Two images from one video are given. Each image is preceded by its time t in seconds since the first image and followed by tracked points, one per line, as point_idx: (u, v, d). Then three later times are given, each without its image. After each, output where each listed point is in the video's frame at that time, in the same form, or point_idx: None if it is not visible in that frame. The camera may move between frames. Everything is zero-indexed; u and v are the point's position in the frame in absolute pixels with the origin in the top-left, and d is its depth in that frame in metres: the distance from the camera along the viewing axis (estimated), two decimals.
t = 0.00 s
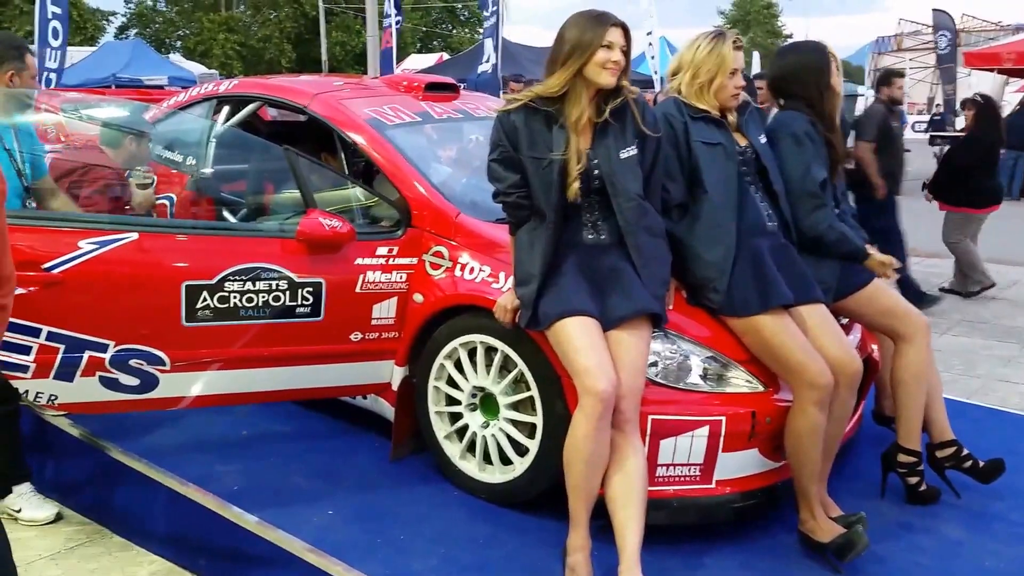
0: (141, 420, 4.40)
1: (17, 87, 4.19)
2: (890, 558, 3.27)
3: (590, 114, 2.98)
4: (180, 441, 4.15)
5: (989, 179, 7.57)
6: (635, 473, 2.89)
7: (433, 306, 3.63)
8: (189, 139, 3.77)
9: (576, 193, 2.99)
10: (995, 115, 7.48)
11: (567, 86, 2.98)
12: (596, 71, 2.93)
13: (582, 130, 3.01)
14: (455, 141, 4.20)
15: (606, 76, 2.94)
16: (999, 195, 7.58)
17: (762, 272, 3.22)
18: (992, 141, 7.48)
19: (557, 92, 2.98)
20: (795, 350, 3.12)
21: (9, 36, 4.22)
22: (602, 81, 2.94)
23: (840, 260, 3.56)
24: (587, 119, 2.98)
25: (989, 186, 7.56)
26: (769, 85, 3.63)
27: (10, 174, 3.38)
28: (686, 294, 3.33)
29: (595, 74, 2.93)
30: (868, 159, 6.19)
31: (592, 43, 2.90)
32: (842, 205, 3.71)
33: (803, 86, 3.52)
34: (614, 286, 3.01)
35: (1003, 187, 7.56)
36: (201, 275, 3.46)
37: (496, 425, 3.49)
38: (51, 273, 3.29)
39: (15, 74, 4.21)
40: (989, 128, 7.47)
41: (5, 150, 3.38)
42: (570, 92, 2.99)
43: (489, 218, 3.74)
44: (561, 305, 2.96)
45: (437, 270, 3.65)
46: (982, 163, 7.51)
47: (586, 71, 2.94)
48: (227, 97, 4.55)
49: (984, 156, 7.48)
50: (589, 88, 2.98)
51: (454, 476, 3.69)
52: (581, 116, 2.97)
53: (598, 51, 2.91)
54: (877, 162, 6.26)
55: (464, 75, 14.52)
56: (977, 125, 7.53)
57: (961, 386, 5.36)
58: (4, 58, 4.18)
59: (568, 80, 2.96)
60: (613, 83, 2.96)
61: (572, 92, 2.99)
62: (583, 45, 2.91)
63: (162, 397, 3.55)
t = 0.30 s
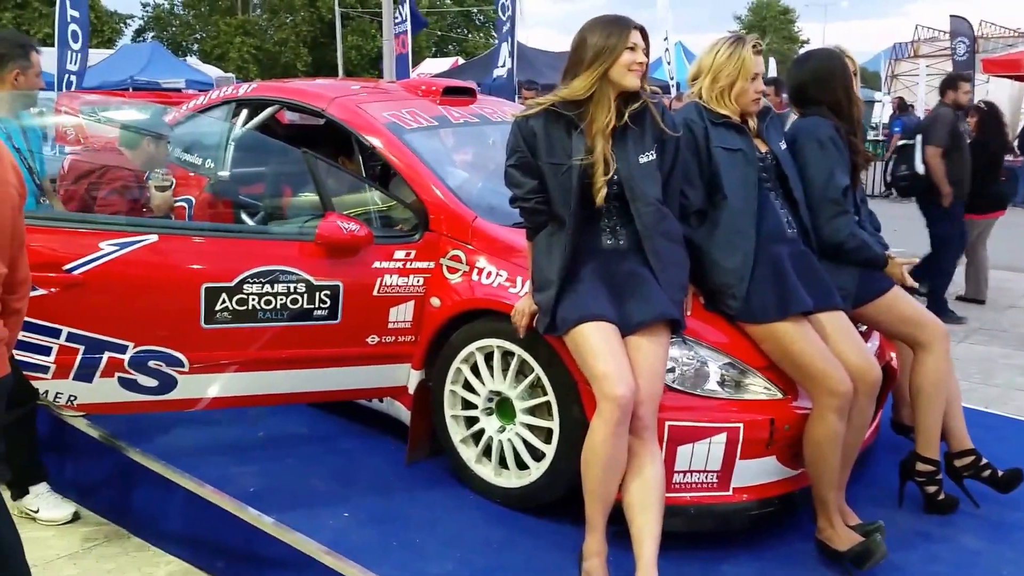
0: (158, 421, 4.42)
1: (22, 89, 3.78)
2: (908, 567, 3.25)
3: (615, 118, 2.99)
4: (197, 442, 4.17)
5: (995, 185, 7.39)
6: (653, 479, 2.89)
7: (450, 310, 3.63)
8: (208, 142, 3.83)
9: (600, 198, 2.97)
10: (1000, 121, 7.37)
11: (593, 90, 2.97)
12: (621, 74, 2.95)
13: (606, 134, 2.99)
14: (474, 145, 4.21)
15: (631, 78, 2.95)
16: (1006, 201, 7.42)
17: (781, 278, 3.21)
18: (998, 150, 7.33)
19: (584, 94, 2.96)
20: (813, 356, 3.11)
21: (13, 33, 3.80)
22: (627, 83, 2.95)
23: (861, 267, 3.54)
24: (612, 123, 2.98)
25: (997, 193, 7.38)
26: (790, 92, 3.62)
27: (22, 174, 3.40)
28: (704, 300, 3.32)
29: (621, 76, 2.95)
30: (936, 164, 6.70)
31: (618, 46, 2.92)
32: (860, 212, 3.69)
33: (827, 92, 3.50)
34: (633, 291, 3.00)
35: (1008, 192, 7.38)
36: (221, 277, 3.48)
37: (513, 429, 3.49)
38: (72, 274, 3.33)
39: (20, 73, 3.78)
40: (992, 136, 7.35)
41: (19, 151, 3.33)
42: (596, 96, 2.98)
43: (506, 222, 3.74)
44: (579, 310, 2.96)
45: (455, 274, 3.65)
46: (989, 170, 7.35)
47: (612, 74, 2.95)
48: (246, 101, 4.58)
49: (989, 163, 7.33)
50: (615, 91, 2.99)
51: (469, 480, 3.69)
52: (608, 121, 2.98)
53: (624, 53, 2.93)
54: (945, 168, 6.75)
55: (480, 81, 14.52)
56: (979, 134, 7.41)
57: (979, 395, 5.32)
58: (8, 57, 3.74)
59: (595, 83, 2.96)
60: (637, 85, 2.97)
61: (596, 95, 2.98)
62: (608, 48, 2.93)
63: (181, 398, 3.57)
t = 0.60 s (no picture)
0: (176, 422, 4.45)
1: (25, 90, 3.81)
2: None
3: (633, 126, 3.00)
4: (214, 444, 4.19)
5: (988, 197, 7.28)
6: (670, 485, 2.89)
7: (467, 315, 3.63)
8: (227, 146, 3.87)
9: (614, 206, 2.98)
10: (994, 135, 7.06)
11: (614, 99, 2.97)
12: (642, 81, 2.95)
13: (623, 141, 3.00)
14: (490, 150, 4.23)
15: (653, 86, 2.96)
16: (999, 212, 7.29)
17: (799, 286, 3.21)
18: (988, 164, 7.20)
19: (603, 102, 2.96)
20: (830, 364, 3.10)
21: (16, 35, 3.79)
22: (649, 91, 2.96)
23: (879, 276, 3.53)
24: (629, 131, 2.99)
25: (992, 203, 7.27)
26: (807, 98, 3.62)
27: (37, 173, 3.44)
28: (722, 307, 3.32)
29: (643, 83, 2.95)
30: (1002, 174, 6.72)
31: (638, 53, 2.93)
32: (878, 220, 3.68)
33: (845, 98, 3.50)
34: (649, 297, 3.01)
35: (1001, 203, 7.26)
36: (239, 279, 3.50)
37: (529, 434, 3.49)
38: (93, 275, 3.37)
39: (23, 75, 3.80)
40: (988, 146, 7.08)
41: (33, 152, 3.38)
42: (617, 104, 2.99)
43: (522, 226, 3.75)
44: (595, 315, 2.97)
45: (471, 278, 3.66)
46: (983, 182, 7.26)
47: (633, 82, 2.95)
48: (265, 104, 4.61)
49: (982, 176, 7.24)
50: (635, 98, 2.99)
51: (486, 484, 3.69)
52: (628, 129, 2.99)
53: (646, 61, 2.94)
54: (1008, 178, 6.79)
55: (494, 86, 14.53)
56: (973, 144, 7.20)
57: (997, 405, 5.29)
58: (9, 59, 3.75)
59: (615, 91, 2.95)
60: (655, 92, 2.98)
61: (616, 103, 2.99)
62: (628, 55, 2.93)
63: (199, 400, 3.59)
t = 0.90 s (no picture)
0: (194, 424, 4.47)
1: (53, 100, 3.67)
2: None
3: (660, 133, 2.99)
4: (233, 446, 4.21)
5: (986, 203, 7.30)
6: (690, 491, 2.88)
7: (487, 320, 3.63)
8: (249, 150, 3.96)
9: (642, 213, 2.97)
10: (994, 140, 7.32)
11: (640, 106, 2.97)
12: (667, 87, 2.95)
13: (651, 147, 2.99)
14: (510, 155, 4.24)
15: (678, 92, 2.96)
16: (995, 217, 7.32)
17: (821, 294, 3.20)
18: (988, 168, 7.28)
19: (629, 110, 2.97)
20: (852, 371, 3.10)
21: (48, 42, 3.68)
22: (674, 96, 2.96)
23: (901, 285, 3.52)
24: (655, 138, 2.98)
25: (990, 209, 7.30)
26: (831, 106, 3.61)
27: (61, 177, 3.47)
28: (743, 314, 3.31)
29: (669, 89, 2.95)
30: None
31: (666, 58, 2.93)
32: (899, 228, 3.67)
33: (869, 106, 3.49)
34: (669, 303, 3.00)
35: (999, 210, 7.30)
36: (261, 282, 3.52)
37: (548, 439, 3.50)
38: (117, 277, 3.42)
39: (52, 85, 3.66)
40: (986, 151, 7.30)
41: (56, 155, 3.42)
42: (643, 112, 2.99)
43: (542, 231, 3.76)
44: (616, 319, 2.97)
45: (491, 283, 3.66)
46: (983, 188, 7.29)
47: (660, 88, 2.95)
48: (286, 109, 4.63)
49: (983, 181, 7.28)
50: (660, 104, 3.00)
51: (504, 489, 3.69)
52: (651, 135, 2.97)
53: (673, 66, 2.94)
54: None
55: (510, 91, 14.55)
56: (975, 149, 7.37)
57: (1017, 415, 5.25)
58: (40, 67, 3.63)
59: (641, 98, 2.96)
60: (683, 98, 2.98)
61: (642, 110, 2.99)
62: (655, 61, 2.93)
63: (220, 402, 3.61)
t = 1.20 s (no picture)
0: (231, 426, 4.52)
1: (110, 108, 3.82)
2: None
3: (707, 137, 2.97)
4: (268, 447, 4.24)
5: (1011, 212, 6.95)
6: (728, 500, 2.86)
7: (523, 325, 3.63)
8: (286, 156, 4.09)
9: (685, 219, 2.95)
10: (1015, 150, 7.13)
11: (688, 110, 2.96)
12: (716, 91, 2.94)
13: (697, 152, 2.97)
14: (545, 160, 4.24)
15: (727, 97, 2.96)
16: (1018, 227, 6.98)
17: (862, 303, 3.16)
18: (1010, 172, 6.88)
19: (677, 115, 2.96)
20: (893, 380, 3.07)
21: (117, 55, 3.88)
22: (723, 101, 2.96)
23: (941, 294, 3.49)
24: (703, 142, 2.96)
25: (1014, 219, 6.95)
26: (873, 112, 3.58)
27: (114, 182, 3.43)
28: (782, 322, 3.28)
29: (718, 94, 2.95)
30: None
31: (716, 63, 2.92)
32: (939, 237, 3.62)
33: (910, 112, 3.46)
34: (708, 310, 2.99)
35: None
36: (299, 286, 3.55)
37: (583, 446, 3.49)
38: (158, 280, 3.46)
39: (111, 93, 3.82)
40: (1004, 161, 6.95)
41: (106, 164, 3.37)
42: (689, 116, 2.97)
43: (578, 237, 3.76)
44: (655, 325, 2.95)
45: (526, 288, 3.66)
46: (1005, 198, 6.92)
47: (708, 92, 2.95)
48: (325, 113, 4.63)
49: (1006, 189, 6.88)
50: (709, 108, 2.98)
51: (537, 494, 3.69)
52: (697, 141, 2.95)
53: (723, 71, 2.93)
54: None
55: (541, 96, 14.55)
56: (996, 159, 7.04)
57: None
58: (102, 76, 3.82)
59: (690, 102, 2.95)
60: (731, 103, 2.98)
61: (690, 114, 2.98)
62: (705, 65, 2.92)
63: (257, 404, 3.64)
